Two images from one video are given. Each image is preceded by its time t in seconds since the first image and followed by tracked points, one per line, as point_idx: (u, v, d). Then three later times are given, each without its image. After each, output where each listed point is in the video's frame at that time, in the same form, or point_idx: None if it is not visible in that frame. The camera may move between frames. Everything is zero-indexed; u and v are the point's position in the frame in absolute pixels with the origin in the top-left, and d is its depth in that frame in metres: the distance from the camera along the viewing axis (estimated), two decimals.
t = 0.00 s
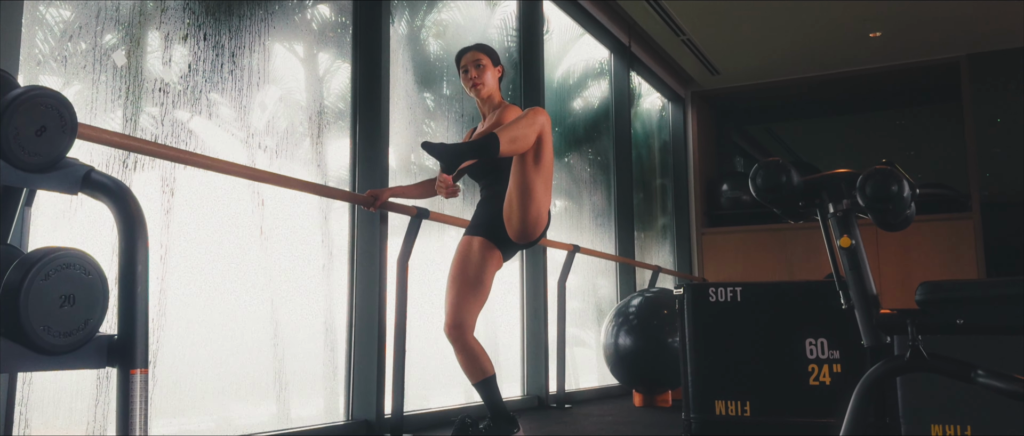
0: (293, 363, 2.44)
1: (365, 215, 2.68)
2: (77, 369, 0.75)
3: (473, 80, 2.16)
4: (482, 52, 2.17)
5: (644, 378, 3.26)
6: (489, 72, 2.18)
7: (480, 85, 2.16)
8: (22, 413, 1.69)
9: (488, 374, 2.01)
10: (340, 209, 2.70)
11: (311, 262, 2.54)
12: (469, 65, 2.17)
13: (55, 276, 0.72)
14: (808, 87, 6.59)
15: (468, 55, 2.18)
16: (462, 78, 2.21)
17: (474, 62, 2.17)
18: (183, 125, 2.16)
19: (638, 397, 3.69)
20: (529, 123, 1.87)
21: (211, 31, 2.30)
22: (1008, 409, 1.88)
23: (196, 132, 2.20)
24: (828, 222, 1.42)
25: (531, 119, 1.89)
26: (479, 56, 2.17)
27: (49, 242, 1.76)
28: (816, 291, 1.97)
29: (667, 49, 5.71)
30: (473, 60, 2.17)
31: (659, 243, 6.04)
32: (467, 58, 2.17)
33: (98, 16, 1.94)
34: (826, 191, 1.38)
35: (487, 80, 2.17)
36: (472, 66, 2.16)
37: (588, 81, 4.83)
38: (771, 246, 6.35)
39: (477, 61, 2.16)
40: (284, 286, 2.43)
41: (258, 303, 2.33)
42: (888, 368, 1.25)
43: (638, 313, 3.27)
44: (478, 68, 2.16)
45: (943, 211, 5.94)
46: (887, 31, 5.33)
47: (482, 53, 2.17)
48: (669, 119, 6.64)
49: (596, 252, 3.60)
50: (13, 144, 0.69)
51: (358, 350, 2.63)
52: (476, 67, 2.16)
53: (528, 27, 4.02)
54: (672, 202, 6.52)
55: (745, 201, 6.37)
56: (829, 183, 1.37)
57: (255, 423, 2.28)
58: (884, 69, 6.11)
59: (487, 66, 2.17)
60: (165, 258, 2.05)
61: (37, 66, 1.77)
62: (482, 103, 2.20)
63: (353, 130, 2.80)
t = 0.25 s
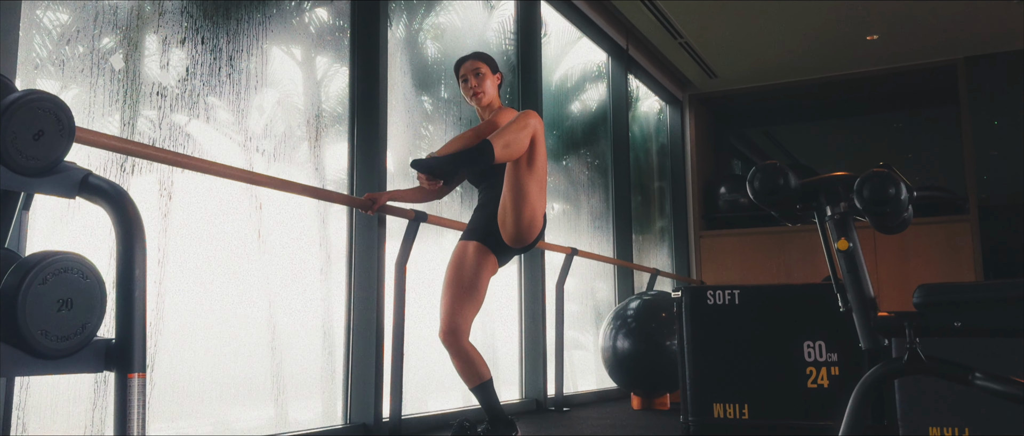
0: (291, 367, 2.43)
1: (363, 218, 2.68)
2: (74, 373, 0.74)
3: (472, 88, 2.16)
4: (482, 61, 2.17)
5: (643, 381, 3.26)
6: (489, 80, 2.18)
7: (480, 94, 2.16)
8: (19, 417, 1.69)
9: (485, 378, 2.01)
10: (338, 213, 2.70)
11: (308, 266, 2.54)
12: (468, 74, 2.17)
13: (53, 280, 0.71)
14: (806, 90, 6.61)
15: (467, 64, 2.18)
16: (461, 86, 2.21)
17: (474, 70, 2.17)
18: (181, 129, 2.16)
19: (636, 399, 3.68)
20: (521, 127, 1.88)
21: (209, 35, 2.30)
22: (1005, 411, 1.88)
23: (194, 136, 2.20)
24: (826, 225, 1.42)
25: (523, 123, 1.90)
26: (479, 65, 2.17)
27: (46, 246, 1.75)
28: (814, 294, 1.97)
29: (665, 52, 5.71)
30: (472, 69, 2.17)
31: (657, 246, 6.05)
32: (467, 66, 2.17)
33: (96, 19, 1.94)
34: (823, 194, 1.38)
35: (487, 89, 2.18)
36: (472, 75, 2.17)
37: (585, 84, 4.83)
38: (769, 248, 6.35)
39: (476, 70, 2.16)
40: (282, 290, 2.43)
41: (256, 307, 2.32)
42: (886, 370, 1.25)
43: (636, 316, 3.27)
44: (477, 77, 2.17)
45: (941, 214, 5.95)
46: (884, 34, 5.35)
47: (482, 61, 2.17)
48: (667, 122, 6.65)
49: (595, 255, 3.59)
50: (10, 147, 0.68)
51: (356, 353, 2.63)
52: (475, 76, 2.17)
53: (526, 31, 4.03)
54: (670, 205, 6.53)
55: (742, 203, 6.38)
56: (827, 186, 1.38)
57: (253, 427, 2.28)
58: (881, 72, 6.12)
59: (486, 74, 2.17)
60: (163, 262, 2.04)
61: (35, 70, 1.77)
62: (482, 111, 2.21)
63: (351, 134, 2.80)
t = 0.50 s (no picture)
0: (289, 369, 2.43)
1: (361, 221, 2.68)
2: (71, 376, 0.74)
3: (467, 92, 2.16)
4: (477, 64, 2.17)
5: (641, 383, 3.26)
6: (484, 83, 2.18)
7: (475, 97, 2.17)
8: (18, 421, 1.68)
9: (484, 381, 2.00)
10: (337, 215, 2.70)
11: (307, 269, 2.54)
12: (463, 77, 2.17)
13: (51, 284, 0.71)
14: (803, 92, 6.62)
15: (462, 66, 2.18)
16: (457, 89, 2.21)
17: (469, 73, 2.17)
18: (179, 132, 2.15)
19: (635, 402, 3.68)
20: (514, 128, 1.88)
21: (207, 38, 2.30)
22: (1004, 413, 1.88)
23: (192, 139, 2.19)
24: (824, 228, 1.42)
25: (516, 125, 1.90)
26: (474, 68, 2.16)
27: (44, 249, 1.75)
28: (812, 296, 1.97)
29: (663, 55, 5.72)
30: (467, 72, 2.17)
31: (655, 248, 6.04)
32: (462, 70, 2.17)
33: (94, 22, 1.94)
34: (821, 195, 1.38)
35: (482, 91, 2.18)
36: (467, 78, 2.17)
37: (583, 87, 4.84)
38: (767, 250, 6.36)
39: (471, 73, 2.16)
40: (280, 292, 2.43)
41: (254, 310, 2.32)
42: (885, 372, 1.25)
43: (635, 318, 3.27)
44: (472, 80, 2.17)
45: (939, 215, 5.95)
46: (881, 36, 5.35)
47: (477, 65, 2.17)
48: (665, 124, 6.65)
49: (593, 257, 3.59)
50: (8, 151, 0.68)
51: (355, 356, 2.62)
52: (470, 79, 2.16)
53: (524, 33, 4.03)
54: (668, 207, 6.53)
55: (741, 206, 6.39)
56: (824, 188, 1.37)
57: (251, 430, 2.27)
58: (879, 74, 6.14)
59: (481, 77, 2.17)
60: (161, 265, 2.04)
61: (33, 73, 1.77)
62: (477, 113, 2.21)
63: (349, 136, 2.80)
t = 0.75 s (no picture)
0: (287, 373, 2.42)
1: (359, 223, 2.68)
2: (68, 379, 0.73)
3: (463, 94, 2.17)
4: (474, 66, 2.17)
5: (640, 386, 3.26)
6: (480, 85, 2.18)
7: (471, 100, 2.17)
8: (15, 424, 1.67)
9: (480, 384, 2.00)
10: (335, 218, 2.70)
11: (305, 271, 2.54)
12: (459, 79, 2.17)
13: (49, 287, 0.70)
14: (801, 94, 6.63)
15: (459, 69, 2.18)
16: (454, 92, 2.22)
17: (465, 76, 2.17)
18: (177, 135, 2.15)
19: (633, 405, 3.68)
20: (508, 130, 1.83)
21: (205, 41, 2.29)
22: (1003, 416, 1.88)
23: (190, 142, 2.19)
24: (822, 230, 1.42)
25: (509, 126, 1.85)
26: (471, 70, 2.17)
27: (42, 253, 1.75)
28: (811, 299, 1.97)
29: (660, 57, 5.73)
30: (464, 75, 2.18)
31: (653, 251, 6.05)
32: (459, 72, 2.18)
33: (92, 25, 1.94)
34: (819, 197, 1.38)
35: (479, 94, 2.18)
36: (463, 81, 2.17)
37: (581, 89, 4.85)
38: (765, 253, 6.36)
39: (468, 76, 2.16)
40: (278, 296, 2.42)
41: (252, 314, 2.32)
42: (883, 375, 1.25)
43: (633, 321, 3.27)
44: (469, 83, 2.17)
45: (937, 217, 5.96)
46: (879, 38, 5.37)
47: (474, 67, 2.18)
48: (663, 127, 6.67)
49: (591, 260, 3.59)
50: (7, 155, 0.68)
51: (353, 359, 2.62)
52: (467, 81, 2.17)
53: (522, 36, 4.04)
54: (666, 210, 6.53)
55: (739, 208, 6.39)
56: (822, 190, 1.37)
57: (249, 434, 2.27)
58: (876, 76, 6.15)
59: (478, 80, 2.17)
60: (160, 268, 2.04)
61: (31, 76, 1.77)
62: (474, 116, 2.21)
63: (347, 139, 2.80)
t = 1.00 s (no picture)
0: (286, 375, 2.42)
1: (358, 225, 2.68)
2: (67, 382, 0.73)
3: (463, 96, 2.17)
4: (475, 68, 2.18)
5: (639, 388, 3.26)
6: (481, 87, 2.18)
7: (471, 101, 2.17)
8: (14, 427, 1.67)
9: (478, 387, 2.00)
10: (334, 221, 2.70)
11: (304, 273, 2.54)
12: (460, 81, 2.17)
13: (47, 290, 0.70)
14: (799, 96, 6.64)
15: (460, 70, 2.18)
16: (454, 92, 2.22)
17: (466, 77, 2.17)
18: (176, 137, 2.15)
19: (631, 407, 3.68)
20: (499, 122, 1.81)
21: (203, 43, 2.29)
22: (1001, 417, 1.88)
23: (188, 144, 2.19)
24: (820, 232, 1.42)
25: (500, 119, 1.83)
26: (471, 72, 2.17)
27: (40, 256, 1.74)
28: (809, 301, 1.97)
29: (659, 59, 5.74)
30: (465, 76, 2.17)
31: (652, 253, 6.05)
32: (459, 73, 2.18)
33: (90, 28, 1.94)
34: (817, 200, 1.38)
35: (479, 96, 2.18)
36: (464, 82, 2.17)
37: (580, 91, 4.85)
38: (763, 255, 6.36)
39: (469, 77, 2.16)
40: (277, 298, 2.42)
41: (251, 317, 2.32)
42: (882, 376, 1.25)
43: (631, 322, 3.27)
44: (469, 84, 2.17)
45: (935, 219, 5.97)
46: (877, 40, 5.38)
47: (475, 69, 2.18)
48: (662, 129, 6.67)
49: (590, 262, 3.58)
50: (5, 158, 0.68)
51: (351, 361, 2.62)
52: (467, 83, 2.17)
53: (520, 38, 4.04)
54: (664, 212, 6.54)
55: (737, 210, 6.40)
56: (821, 192, 1.38)
57: None
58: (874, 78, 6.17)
59: (479, 82, 2.17)
60: (158, 271, 2.04)
61: (28, 79, 1.77)
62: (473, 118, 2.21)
63: (346, 142, 2.80)
